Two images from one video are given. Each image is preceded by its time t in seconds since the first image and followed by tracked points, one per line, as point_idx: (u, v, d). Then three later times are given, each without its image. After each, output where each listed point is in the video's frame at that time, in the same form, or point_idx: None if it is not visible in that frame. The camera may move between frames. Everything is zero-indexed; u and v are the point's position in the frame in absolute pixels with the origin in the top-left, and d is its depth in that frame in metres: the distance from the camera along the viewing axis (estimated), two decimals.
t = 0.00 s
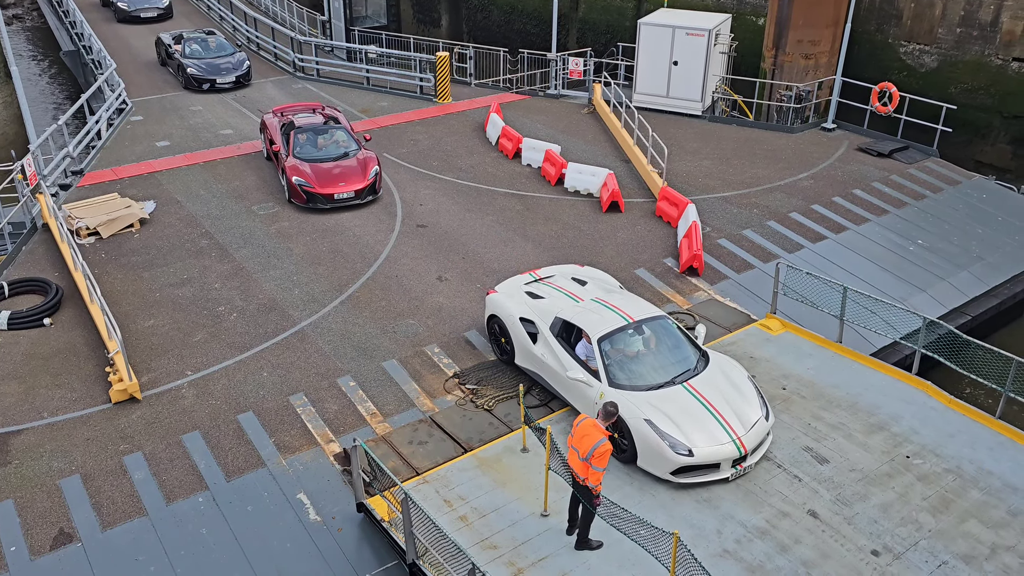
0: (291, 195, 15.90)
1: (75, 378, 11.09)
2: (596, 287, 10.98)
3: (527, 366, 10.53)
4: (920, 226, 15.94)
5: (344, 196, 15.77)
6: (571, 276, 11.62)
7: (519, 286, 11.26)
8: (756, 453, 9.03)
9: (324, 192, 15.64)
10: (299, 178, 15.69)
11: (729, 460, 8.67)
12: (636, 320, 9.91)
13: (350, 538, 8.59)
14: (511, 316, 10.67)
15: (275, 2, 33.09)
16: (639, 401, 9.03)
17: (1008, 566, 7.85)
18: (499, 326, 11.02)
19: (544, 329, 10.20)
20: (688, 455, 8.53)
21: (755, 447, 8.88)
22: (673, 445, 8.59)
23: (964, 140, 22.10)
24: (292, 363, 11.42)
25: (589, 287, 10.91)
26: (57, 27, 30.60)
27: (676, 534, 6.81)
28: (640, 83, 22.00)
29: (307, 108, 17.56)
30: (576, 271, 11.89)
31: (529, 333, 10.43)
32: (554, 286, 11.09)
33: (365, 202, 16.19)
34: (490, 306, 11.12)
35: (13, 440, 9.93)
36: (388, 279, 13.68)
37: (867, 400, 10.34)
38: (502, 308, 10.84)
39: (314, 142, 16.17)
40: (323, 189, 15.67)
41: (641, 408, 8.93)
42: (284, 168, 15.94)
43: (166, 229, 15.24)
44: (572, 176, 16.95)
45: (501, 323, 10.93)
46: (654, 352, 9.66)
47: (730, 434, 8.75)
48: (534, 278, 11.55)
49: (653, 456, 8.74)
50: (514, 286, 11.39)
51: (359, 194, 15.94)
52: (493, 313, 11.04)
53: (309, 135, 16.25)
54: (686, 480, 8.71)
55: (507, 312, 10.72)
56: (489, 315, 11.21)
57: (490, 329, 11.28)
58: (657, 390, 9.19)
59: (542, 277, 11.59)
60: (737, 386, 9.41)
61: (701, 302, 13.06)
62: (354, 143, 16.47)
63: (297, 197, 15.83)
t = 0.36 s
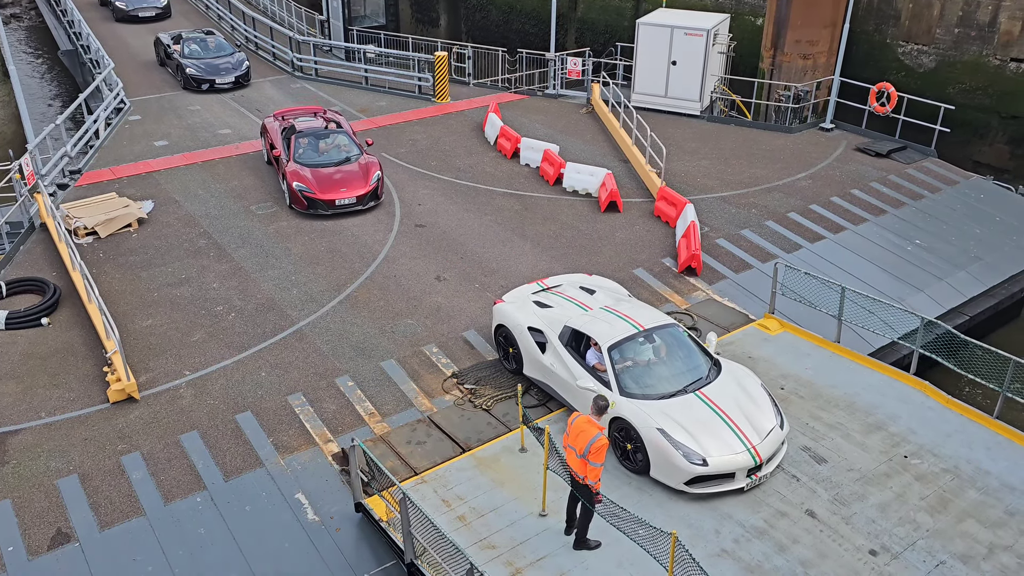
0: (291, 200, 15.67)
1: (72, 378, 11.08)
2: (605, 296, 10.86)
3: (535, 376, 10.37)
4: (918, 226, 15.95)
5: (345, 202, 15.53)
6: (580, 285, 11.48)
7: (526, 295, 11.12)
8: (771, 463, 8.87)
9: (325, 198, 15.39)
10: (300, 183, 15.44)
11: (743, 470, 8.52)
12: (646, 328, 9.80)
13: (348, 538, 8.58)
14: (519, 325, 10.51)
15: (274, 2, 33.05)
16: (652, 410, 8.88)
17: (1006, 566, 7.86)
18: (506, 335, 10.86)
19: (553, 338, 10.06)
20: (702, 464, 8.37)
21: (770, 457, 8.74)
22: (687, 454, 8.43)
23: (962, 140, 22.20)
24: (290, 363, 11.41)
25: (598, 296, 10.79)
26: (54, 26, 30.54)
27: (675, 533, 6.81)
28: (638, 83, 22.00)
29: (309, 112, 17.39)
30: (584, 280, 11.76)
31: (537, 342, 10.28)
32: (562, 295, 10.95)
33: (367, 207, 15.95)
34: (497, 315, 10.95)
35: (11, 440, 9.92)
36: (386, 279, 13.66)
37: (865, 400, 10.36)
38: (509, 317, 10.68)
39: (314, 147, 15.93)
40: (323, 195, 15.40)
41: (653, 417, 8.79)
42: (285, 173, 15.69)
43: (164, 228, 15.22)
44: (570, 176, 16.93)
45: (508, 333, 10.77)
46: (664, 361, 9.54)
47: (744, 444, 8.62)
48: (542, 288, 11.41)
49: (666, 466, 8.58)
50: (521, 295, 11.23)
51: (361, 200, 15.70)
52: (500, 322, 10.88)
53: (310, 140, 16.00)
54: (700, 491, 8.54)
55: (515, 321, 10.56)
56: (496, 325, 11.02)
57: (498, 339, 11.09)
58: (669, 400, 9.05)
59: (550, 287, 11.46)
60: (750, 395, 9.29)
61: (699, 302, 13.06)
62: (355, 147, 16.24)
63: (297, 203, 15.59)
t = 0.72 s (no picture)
0: (294, 208, 15.38)
1: (71, 378, 11.07)
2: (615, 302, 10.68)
3: (545, 385, 10.20)
4: (917, 226, 15.97)
5: (348, 210, 15.23)
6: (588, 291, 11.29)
7: (534, 302, 10.93)
8: (787, 473, 8.74)
9: (328, 206, 15.10)
10: (303, 192, 15.15)
11: (759, 480, 8.37)
12: (658, 336, 9.62)
13: (347, 538, 8.59)
14: (528, 334, 10.31)
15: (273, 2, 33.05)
16: (665, 420, 8.72)
17: (1004, 566, 7.87)
18: (515, 343, 10.66)
19: (562, 347, 9.87)
20: (718, 475, 8.22)
21: (786, 466, 8.61)
22: (702, 465, 8.28)
23: (961, 140, 22.22)
24: (289, 363, 11.41)
25: (607, 302, 10.61)
26: (53, 26, 30.50)
27: (675, 533, 6.82)
28: (637, 84, 22.00)
29: (311, 117, 17.14)
30: (593, 286, 11.57)
31: (546, 350, 10.09)
32: (571, 302, 10.76)
33: (371, 216, 15.66)
34: (505, 323, 10.75)
35: (10, 440, 9.91)
36: (386, 278, 13.67)
37: (863, 401, 10.37)
38: (517, 326, 10.49)
39: (317, 153, 15.66)
40: (327, 203, 15.11)
41: (667, 427, 8.63)
42: (287, 181, 15.39)
43: (163, 228, 15.22)
44: (569, 177, 16.93)
45: (517, 341, 10.57)
46: (677, 369, 9.37)
47: (760, 454, 8.47)
48: (550, 294, 11.23)
49: (681, 478, 8.43)
50: (529, 302, 11.04)
51: (365, 208, 15.41)
52: (508, 330, 10.68)
53: (313, 146, 15.74)
54: (715, 502, 8.39)
55: (523, 329, 10.36)
56: (504, 332, 10.83)
57: (506, 346, 10.88)
58: (683, 409, 8.89)
59: (557, 292, 11.26)
60: (765, 403, 9.14)
61: (698, 303, 13.07)
62: (359, 154, 15.96)
63: (300, 211, 15.28)
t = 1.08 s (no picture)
0: (297, 216, 15.00)
1: (71, 377, 11.07)
2: (622, 306, 10.56)
3: (552, 390, 10.09)
4: (916, 226, 15.98)
5: (353, 218, 14.83)
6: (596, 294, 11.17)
7: (540, 305, 10.81)
8: (800, 481, 8.62)
9: (332, 214, 14.70)
10: (306, 200, 14.78)
11: (772, 488, 8.25)
12: (667, 341, 9.50)
13: (346, 537, 8.59)
14: (535, 338, 10.19)
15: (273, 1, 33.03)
16: (677, 426, 8.59)
17: (1004, 566, 7.88)
18: (522, 347, 10.52)
19: (570, 352, 9.76)
20: (731, 483, 8.10)
21: (799, 474, 8.49)
22: (715, 473, 8.16)
23: (960, 140, 22.22)
24: (288, 363, 11.40)
25: (615, 306, 10.51)
26: (52, 24, 30.47)
27: (675, 532, 6.83)
28: (637, 84, 22.00)
29: (315, 122, 16.87)
30: (599, 289, 11.45)
31: (554, 355, 9.98)
32: (579, 306, 10.63)
33: (376, 224, 15.26)
34: (512, 327, 10.62)
35: (9, 439, 9.91)
36: (385, 278, 13.66)
37: (863, 401, 10.37)
38: (524, 330, 10.36)
39: (321, 160, 15.35)
40: (331, 212, 14.73)
41: (679, 434, 8.50)
42: (291, 188, 15.03)
43: (163, 228, 15.21)
44: (569, 176, 16.93)
45: (524, 346, 10.44)
46: (686, 376, 9.24)
47: (774, 462, 8.35)
48: (556, 297, 11.12)
49: (693, 485, 8.30)
50: (536, 305, 10.91)
51: (370, 217, 15.02)
52: (515, 334, 10.55)
53: (317, 152, 15.43)
54: (728, 511, 8.26)
55: (530, 333, 10.24)
56: (510, 337, 10.70)
57: (512, 351, 10.76)
58: (694, 416, 8.77)
59: (564, 296, 11.14)
60: (777, 410, 9.02)
61: (698, 303, 13.06)
62: (364, 161, 15.62)
63: (304, 220, 14.88)
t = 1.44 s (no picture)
0: (302, 226, 14.59)
1: (71, 376, 11.07)
2: (629, 309, 10.49)
3: (559, 394, 10.03)
4: (916, 226, 15.98)
5: (359, 230, 14.41)
6: (601, 298, 11.09)
7: (546, 309, 10.72)
8: (811, 486, 8.53)
9: (338, 225, 14.28)
10: (312, 210, 14.34)
11: (783, 494, 8.15)
12: (675, 344, 9.41)
13: (346, 537, 8.59)
14: (541, 341, 10.10)
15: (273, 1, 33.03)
16: (686, 431, 8.51)
17: (1004, 566, 7.88)
18: (527, 352, 10.44)
19: (577, 356, 9.68)
20: (742, 489, 8.00)
21: (810, 479, 8.41)
22: (725, 478, 8.06)
23: (961, 140, 22.22)
24: (289, 362, 11.40)
25: (621, 310, 10.43)
26: (52, 23, 30.47)
27: (675, 531, 6.85)
28: (638, 84, 21.99)
29: (321, 129, 16.52)
30: (605, 293, 11.36)
31: (561, 359, 9.90)
32: (584, 309, 10.55)
33: (383, 235, 14.83)
34: (517, 331, 10.53)
35: (10, 439, 9.91)
36: (386, 277, 13.66)
37: (863, 401, 10.36)
38: (530, 333, 10.28)
39: (327, 169, 14.95)
40: (337, 223, 14.30)
41: (688, 439, 8.41)
42: (295, 197, 14.61)
43: (163, 227, 15.21)
44: (570, 176, 16.93)
45: (529, 349, 10.34)
46: (694, 380, 9.16)
47: (785, 467, 8.26)
48: (562, 301, 11.04)
49: (703, 491, 8.20)
50: (541, 309, 10.81)
51: (377, 228, 14.59)
52: (521, 338, 10.46)
53: (323, 161, 15.05)
54: (739, 516, 8.16)
55: (536, 337, 10.14)
56: (515, 341, 10.62)
57: (518, 355, 10.68)
58: (703, 421, 8.68)
59: (569, 300, 11.06)
60: (787, 415, 8.95)
61: (698, 302, 13.06)
62: (371, 170, 15.20)
63: (309, 231, 14.47)
